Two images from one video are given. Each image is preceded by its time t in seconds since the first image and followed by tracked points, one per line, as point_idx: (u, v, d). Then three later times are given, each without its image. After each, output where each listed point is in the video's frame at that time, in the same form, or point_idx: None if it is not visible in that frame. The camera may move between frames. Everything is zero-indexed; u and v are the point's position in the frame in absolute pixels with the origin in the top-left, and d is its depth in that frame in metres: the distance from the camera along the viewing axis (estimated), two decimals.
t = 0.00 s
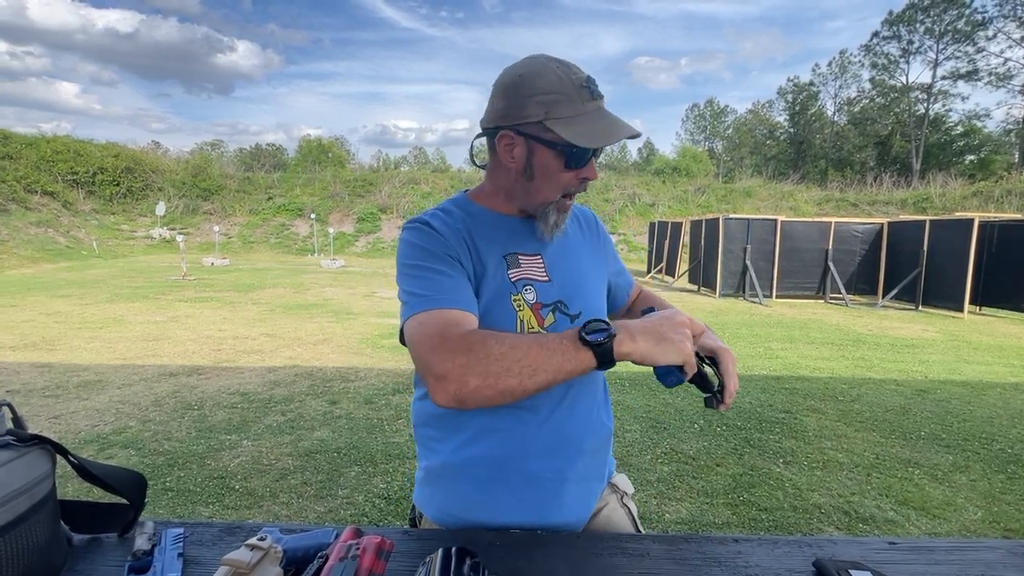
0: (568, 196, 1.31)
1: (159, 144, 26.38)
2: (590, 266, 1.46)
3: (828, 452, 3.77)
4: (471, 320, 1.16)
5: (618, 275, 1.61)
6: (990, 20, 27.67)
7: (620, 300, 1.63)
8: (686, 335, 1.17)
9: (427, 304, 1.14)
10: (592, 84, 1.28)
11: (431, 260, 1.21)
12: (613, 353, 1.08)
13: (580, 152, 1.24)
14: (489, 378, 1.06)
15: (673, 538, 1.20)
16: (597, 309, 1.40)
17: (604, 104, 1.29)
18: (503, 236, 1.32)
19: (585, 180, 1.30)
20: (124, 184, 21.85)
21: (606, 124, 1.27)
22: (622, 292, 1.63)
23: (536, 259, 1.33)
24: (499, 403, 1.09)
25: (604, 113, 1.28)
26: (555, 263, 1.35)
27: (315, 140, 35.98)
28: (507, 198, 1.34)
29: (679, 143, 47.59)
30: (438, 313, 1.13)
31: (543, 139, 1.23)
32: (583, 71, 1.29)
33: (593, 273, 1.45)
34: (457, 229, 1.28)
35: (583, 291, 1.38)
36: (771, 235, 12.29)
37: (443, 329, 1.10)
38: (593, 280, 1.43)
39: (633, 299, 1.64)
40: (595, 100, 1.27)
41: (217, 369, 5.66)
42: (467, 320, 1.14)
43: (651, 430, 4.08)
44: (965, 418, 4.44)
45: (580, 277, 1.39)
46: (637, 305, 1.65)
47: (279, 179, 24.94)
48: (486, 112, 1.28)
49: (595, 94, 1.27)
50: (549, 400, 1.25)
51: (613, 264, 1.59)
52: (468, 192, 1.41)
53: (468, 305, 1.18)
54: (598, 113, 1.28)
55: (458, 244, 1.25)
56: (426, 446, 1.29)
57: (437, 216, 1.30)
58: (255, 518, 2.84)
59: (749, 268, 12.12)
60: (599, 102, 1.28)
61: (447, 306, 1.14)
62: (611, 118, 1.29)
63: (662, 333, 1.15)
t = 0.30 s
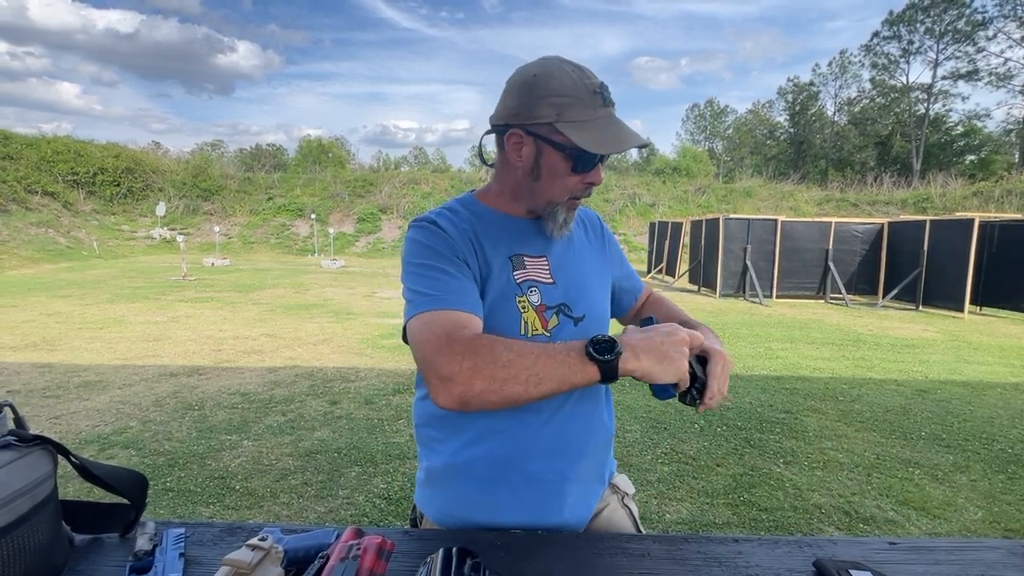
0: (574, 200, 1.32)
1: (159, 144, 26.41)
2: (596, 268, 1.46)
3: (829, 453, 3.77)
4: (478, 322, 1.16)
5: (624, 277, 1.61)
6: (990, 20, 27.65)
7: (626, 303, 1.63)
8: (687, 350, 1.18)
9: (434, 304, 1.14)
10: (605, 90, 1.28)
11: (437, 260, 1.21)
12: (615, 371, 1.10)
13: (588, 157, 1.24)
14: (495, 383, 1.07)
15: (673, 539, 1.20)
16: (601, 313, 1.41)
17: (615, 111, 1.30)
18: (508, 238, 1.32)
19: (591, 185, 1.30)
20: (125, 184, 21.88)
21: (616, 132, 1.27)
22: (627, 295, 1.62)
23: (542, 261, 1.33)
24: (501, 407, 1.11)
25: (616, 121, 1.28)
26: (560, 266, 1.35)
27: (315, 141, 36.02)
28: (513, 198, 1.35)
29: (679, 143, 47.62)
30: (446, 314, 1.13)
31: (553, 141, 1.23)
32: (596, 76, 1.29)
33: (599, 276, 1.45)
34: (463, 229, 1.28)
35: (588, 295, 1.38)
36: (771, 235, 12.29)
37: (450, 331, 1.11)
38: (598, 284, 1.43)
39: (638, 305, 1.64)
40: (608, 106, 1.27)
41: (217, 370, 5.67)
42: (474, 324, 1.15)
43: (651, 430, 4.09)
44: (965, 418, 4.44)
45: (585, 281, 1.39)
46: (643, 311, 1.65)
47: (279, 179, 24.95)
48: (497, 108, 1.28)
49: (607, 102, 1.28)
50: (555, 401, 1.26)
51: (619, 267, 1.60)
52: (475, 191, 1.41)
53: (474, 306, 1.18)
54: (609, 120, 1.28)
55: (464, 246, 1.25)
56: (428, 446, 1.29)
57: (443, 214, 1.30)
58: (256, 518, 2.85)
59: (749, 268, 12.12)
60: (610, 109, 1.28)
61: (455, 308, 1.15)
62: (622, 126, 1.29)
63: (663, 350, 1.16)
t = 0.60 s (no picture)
0: (572, 200, 1.31)
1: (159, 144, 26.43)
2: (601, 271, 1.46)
3: (829, 453, 3.77)
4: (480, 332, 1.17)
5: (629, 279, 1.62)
6: (991, 20, 27.64)
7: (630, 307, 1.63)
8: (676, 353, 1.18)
9: (438, 309, 1.15)
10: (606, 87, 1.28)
11: (441, 262, 1.21)
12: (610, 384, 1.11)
13: (581, 155, 1.24)
14: (498, 397, 1.09)
15: (673, 539, 1.20)
16: (606, 312, 1.41)
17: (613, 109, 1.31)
18: (513, 239, 1.32)
19: (589, 183, 1.31)
20: (125, 184, 21.89)
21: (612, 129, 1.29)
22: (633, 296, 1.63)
23: (547, 261, 1.34)
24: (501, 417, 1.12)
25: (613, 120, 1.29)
26: (565, 266, 1.36)
27: (315, 141, 36.05)
28: (514, 198, 1.35)
29: (679, 143, 47.65)
30: (452, 323, 1.14)
31: (546, 139, 1.24)
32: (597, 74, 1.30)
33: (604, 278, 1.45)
34: (468, 228, 1.28)
35: (593, 295, 1.38)
36: (771, 235, 12.29)
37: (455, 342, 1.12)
38: (603, 284, 1.44)
39: (645, 305, 1.64)
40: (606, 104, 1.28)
41: (218, 370, 5.66)
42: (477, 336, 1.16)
43: (651, 430, 4.09)
44: (965, 418, 4.44)
45: (591, 281, 1.40)
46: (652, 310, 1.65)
47: (279, 179, 24.97)
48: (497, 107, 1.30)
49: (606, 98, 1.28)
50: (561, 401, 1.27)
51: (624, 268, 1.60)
52: (480, 190, 1.42)
53: (478, 310, 1.19)
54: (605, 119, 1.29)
55: (471, 249, 1.25)
56: (430, 446, 1.29)
57: (448, 214, 1.31)
58: (257, 518, 2.85)
59: (749, 268, 12.13)
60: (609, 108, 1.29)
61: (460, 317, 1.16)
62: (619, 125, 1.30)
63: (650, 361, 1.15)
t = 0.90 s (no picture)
0: (538, 202, 1.33)
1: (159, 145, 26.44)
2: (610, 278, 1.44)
3: (830, 453, 3.76)
4: (454, 353, 1.22)
5: (645, 284, 1.59)
6: (992, 20, 27.62)
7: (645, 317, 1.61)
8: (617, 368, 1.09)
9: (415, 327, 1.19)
10: (568, 85, 1.31)
11: (429, 274, 1.24)
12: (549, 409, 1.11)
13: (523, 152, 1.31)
14: (441, 422, 1.17)
15: (673, 539, 1.20)
16: (613, 319, 1.39)
17: (578, 108, 1.33)
18: (510, 246, 1.33)
19: (548, 184, 1.33)
20: (126, 184, 21.91)
21: (569, 130, 1.31)
22: (650, 301, 1.60)
23: (544, 267, 1.34)
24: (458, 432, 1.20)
25: (573, 121, 1.32)
26: (567, 274, 1.35)
27: (316, 141, 36.07)
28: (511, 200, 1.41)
29: (680, 143, 47.64)
30: (428, 347, 1.19)
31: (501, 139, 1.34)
32: (569, 71, 1.32)
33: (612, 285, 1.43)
34: (463, 235, 1.30)
35: (598, 303, 1.37)
36: (772, 235, 12.28)
37: (431, 362, 1.19)
38: (612, 291, 1.42)
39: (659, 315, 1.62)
40: (566, 103, 1.30)
41: (218, 370, 5.67)
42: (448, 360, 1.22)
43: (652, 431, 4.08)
44: (966, 418, 4.43)
45: (597, 288, 1.38)
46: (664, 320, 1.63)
47: (280, 179, 24.97)
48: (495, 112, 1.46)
49: (565, 95, 1.30)
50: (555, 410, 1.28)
51: (640, 274, 1.57)
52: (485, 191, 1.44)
53: (457, 329, 1.23)
54: (558, 114, 1.30)
55: (463, 259, 1.27)
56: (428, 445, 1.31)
57: (444, 220, 1.33)
58: (258, 519, 2.85)
59: (749, 268, 12.12)
60: (571, 107, 1.31)
61: (440, 335, 1.21)
62: (578, 125, 1.32)
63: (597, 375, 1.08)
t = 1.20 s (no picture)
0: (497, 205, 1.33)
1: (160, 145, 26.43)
2: (604, 294, 1.32)
3: (831, 452, 3.76)
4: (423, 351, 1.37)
5: (674, 307, 1.38)
6: (992, 19, 27.59)
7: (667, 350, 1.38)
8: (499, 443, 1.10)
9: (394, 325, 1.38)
10: (493, 83, 1.29)
11: (409, 278, 1.39)
12: (440, 446, 1.20)
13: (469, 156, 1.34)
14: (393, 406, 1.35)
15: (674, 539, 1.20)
16: (606, 334, 1.29)
17: (504, 105, 1.29)
18: (488, 247, 1.35)
19: (488, 187, 1.33)
20: (126, 184, 21.92)
21: (494, 131, 1.29)
22: (680, 327, 1.38)
23: (525, 271, 1.32)
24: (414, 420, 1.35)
25: (493, 120, 1.30)
26: (548, 281, 1.31)
27: (316, 142, 36.09)
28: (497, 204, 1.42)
29: (680, 143, 47.64)
30: (400, 342, 1.38)
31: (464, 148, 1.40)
32: (503, 67, 1.30)
33: (608, 300, 1.31)
34: (444, 241, 1.39)
35: (585, 313, 1.29)
36: (773, 235, 12.26)
37: (401, 353, 1.38)
38: (608, 303, 1.31)
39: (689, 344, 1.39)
40: (486, 103, 1.31)
41: (219, 370, 5.67)
42: (421, 360, 1.39)
43: (652, 431, 4.08)
44: (966, 418, 4.43)
45: (582, 299, 1.30)
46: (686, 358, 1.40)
47: (281, 179, 24.99)
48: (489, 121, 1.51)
49: (487, 97, 1.31)
50: (522, 417, 1.26)
51: (663, 296, 1.38)
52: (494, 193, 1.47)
53: (428, 328, 1.37)
54: (485, 113, 1.30)
55: (442, 259, 1.37)
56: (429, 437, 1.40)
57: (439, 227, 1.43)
58: (258, 518, 2.85)
59: (750, 268, 12.12)
60: (492, 106, 1.30)
61: (410, 329, 1.37)
62: (502, 124, 1.29)
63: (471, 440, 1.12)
